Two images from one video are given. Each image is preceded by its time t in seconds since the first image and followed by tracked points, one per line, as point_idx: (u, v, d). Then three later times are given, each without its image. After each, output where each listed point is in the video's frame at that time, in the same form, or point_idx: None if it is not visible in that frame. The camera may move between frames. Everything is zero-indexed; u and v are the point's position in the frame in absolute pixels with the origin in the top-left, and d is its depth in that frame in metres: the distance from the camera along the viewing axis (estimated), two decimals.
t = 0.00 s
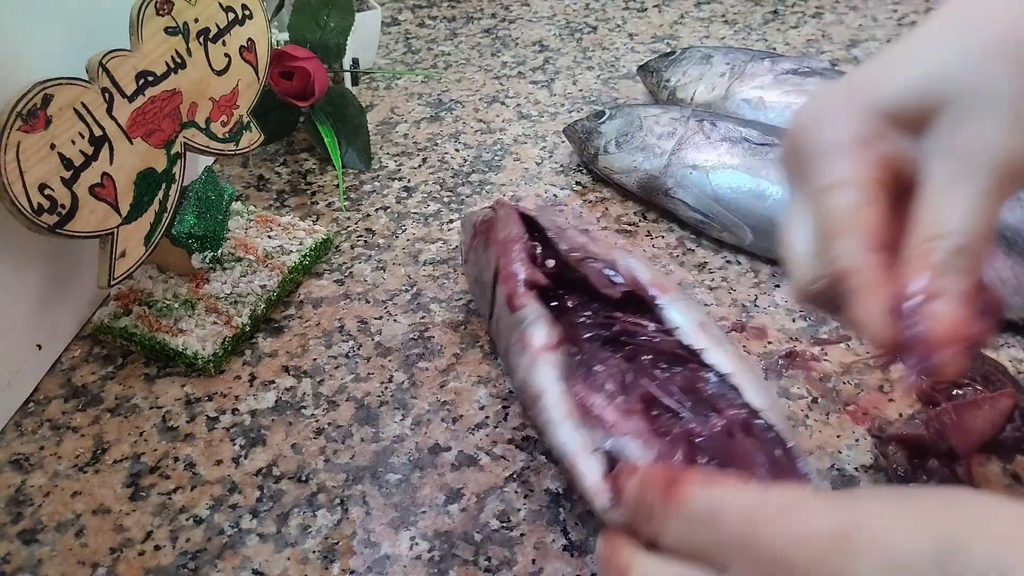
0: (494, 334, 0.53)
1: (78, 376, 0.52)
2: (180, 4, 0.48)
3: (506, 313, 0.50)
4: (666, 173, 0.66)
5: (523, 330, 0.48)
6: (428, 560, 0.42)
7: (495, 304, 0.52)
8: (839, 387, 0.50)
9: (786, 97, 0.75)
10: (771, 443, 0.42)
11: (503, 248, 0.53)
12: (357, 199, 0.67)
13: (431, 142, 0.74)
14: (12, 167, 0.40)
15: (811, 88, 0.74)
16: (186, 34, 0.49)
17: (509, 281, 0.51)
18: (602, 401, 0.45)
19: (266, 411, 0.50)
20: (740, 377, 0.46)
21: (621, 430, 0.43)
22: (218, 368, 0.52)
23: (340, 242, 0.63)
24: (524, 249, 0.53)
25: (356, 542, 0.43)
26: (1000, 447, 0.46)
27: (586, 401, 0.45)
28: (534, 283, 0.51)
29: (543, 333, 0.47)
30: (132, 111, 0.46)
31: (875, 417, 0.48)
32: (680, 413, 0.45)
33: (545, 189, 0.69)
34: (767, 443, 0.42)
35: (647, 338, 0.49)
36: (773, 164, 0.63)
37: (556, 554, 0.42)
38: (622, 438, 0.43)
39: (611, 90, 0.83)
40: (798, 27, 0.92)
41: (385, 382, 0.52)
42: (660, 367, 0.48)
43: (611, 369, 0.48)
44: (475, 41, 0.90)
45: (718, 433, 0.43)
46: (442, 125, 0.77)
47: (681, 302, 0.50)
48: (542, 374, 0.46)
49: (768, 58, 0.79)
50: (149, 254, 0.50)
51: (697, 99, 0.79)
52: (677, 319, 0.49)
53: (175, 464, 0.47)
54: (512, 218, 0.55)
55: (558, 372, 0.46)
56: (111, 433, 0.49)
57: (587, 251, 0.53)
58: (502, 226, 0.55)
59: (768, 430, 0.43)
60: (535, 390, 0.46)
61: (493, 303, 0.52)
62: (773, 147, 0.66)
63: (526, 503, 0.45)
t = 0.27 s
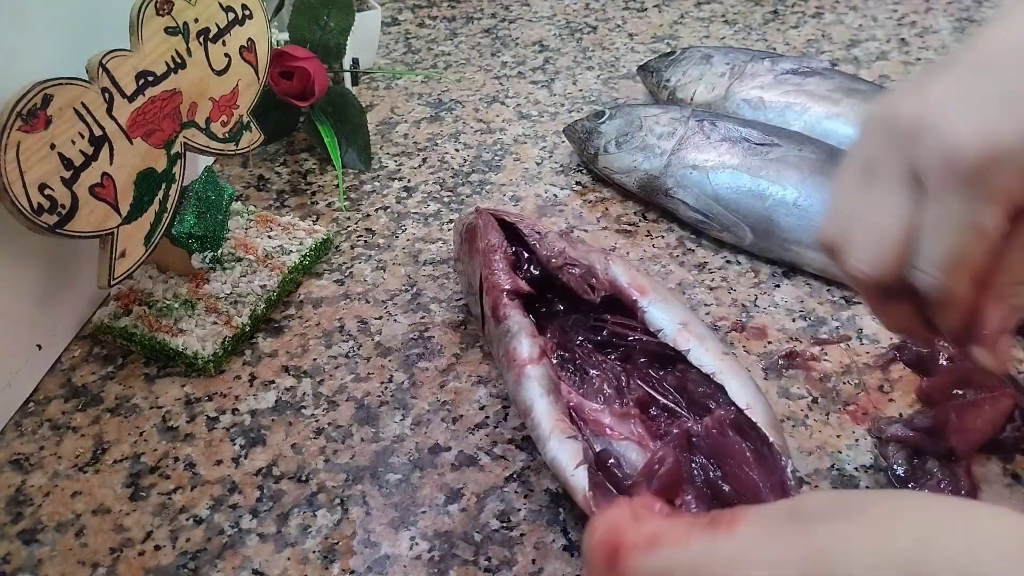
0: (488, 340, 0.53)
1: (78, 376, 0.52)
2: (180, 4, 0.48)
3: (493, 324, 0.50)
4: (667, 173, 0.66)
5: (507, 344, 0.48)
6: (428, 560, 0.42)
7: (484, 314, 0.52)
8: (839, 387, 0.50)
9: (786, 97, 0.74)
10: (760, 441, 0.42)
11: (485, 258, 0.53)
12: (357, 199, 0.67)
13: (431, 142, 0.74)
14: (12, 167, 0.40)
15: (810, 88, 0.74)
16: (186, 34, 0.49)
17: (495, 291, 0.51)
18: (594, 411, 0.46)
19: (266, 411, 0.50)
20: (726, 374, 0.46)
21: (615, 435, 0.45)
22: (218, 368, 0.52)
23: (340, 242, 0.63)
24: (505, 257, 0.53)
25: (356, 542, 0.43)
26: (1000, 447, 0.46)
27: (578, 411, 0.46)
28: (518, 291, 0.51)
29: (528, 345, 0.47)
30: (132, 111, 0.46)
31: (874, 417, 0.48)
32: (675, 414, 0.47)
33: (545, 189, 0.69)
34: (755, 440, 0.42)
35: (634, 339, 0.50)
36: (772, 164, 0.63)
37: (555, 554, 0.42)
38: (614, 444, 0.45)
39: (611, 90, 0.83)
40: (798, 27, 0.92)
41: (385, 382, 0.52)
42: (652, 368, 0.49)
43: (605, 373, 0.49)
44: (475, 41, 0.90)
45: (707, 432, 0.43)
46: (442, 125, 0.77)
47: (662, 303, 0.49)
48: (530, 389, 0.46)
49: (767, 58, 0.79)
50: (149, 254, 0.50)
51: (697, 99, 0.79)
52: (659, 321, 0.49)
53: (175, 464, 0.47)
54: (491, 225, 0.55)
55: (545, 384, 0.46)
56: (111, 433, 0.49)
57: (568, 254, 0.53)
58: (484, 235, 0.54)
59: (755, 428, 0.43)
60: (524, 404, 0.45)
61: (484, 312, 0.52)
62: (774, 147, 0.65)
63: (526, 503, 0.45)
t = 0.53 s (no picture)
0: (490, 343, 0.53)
1: (78, 376, 0.52)
2: (180, 4, 0.48)
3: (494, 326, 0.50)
4: (666, 173, 0.67)
5: (511, 344, 0.48)
6: (428, 560, 0.42)
7: (485, 316, 0.52)
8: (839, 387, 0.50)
9: (785, 97, 0.75)
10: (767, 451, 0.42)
11: (486, 260, 0.53)
12: (357, 199, 0.67)
13: (431, 142, 0.74)
14: (12, 167, 0.40)
15: (811, 88, 0.75)
16: (186, 34, 0.49)
17: (496, 292, 0.51)
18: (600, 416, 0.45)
19: (266, 411, 0.50)
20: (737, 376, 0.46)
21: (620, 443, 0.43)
22: (218, 368, 0.52)
23: (340, 242, 0.63)
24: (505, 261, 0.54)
25: (356, 542, 0.43)
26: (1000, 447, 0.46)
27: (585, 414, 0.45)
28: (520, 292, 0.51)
29: (531, 347, 0.47)
30: (132, 111, 0.46)
31: (875, 416, 0.48)
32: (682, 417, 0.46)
33: (545, 189, 0.69)
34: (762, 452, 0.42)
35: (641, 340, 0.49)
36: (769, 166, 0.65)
37: (555, 554, 0.42)
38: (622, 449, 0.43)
39: (611, 90, 0.83)
40: (798, 27, 0.92)
41: (385, 382, 0.52)
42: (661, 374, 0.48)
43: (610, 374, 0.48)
44: (475, 41, 0.90)
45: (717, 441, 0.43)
46: (442, 125, 0.77)
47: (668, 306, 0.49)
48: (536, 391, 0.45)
49: (768, 58, 0.79)
50: (149, 254, 0.50)
51: (697, 100, 0.80)
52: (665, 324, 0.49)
53: (175, 464, 0.47)
54: (492, 230, 0.56)
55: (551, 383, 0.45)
56: (111, 433, 0.49)
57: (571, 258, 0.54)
58: (484, 238, 0.55)
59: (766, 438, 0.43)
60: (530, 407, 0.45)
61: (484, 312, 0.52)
62: (773, 147, 0.67)
63: (526, 503, 0.45)
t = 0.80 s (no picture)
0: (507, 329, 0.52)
1: (78, 376, 0.52)
2: (180, 4, 0.48)
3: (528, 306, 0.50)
4: (667, 172, 0.67)
5: (552, 319, 0.48)
6: (428, 560, 0.42)
7: (513, 298, 0.51)
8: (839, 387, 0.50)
9: (785, 96, 0.75)
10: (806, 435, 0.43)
11: (521, 245, 0.53)
12: (357, 199, 0.67)
13: (431, 142, 0.74)
14: (12, 167, 0.40)
15: (812, 88, 0.74)
16: (186, 34, 0.49)
17: (529, 276, 0.51)
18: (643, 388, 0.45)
19: (266, 411, 0.50)
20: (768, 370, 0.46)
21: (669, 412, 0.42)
22: (218, 368, 0.52)
23: (340, 242, 0.63)
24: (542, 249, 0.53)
25: (355, 542, 0.43)
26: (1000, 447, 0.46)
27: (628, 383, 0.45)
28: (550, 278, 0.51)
29: (574, 321, 0.47)
30: (132, 111, 0.46)
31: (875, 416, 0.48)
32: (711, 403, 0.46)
33: (545, 189, 0.69)
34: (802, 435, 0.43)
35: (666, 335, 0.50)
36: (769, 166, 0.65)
37: (556, 554, 0.42)
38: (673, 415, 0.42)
39: (611, 90, 0.83)
40: (798, 27, 0.92)
41: (385, 382, 0.52)
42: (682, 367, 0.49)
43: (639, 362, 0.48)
44: (475, 41, 0.90)
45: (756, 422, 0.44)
46: (442, 125, 0.77)
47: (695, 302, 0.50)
48: (583, 358, 0.45)
49: (768, 58, 0.79)
50: (149, 254, 0.50)
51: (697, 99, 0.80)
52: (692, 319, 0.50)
53: (176, 464, 0.47)
54: (526, 217, 0.55)
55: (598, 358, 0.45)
56: (111, 433, 0.49)
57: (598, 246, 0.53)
58: (515, 224, 0.55)
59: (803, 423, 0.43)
60: (575, 373, 0.45)
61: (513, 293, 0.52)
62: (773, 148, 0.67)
63: (526, 503, 0.45)
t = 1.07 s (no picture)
0: (507, 326, 0.52)
1: (78, 376, 0.52)
2: (180, 4, 0.48)
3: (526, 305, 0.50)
4: (666, 173, 0.65)
5: (548, 320, 0.48)
6: (428, 560, 0.42)
7: (513, 297, 0.52)
8: (839, 387, 0.50)
9: (786, 96, 0.74)
10: (796, 436, 0.44)
11: (523, 243, 0.53)
12: (357, 199, 0.67)
13: (431, 141, 0.74)
14: (12, 167, 0.40)
15: (811, 88, 0.74)
16: (186, 34, 0.49)
17: (528, 275, 0.51)
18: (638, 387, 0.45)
19: (266, 411, 0.50)
20: (761, 372, 0.47)
21: (661, 413, 0.43)
22: (218, 368, 0.52)
23: (340, 242, 0.63)
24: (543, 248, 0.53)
25: (356, 541, 0.43)
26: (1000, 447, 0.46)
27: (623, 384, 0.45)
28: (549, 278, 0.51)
29: (570, 320, 0.47)
30: (132, 111, 0.46)
31: (874, 416, 0.48)
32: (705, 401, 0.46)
33: (544, 189, 0.69)
34: (791, 437, 0.44)
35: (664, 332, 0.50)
36: (772, 164, 0.63)
37: (556, 554, 0.42)
38: (664, 418, 0.43)
39: (611, 90, 0.83)
40: (798, 27, 0.92)
41: (385, 382, 0.52)
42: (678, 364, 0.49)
43: (636, 360, 0.49)
44: (475, 41, 0.90)
45: (745, 422, 0.44)
46: (442, 125, 0.77)
47: (693, 301, 0.50)
48: (579, 358, 0.46)
49: (768, 58, 0.79)
50: (149, 254, 0.50)
51: (697, 99, 0.79)
52: (691, 318, 0.49)
53: (176, 464, 0.47)
54: (528, 215, 0.55)
55: (593, 357, 0.46)
56: (111, 433, 0.49)
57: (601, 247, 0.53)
58: (517, 222, 0.55)
59: (792, 426, 0.44)
60: (570, 374, 0.45)
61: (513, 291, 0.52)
62: (774, 147, 0.65)
63: (526, 503, 0.45)
